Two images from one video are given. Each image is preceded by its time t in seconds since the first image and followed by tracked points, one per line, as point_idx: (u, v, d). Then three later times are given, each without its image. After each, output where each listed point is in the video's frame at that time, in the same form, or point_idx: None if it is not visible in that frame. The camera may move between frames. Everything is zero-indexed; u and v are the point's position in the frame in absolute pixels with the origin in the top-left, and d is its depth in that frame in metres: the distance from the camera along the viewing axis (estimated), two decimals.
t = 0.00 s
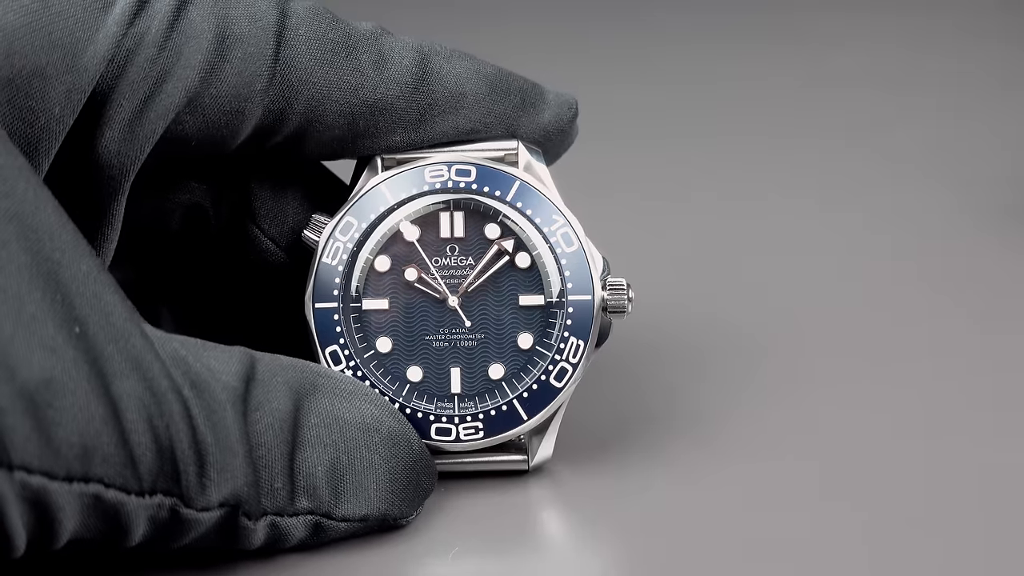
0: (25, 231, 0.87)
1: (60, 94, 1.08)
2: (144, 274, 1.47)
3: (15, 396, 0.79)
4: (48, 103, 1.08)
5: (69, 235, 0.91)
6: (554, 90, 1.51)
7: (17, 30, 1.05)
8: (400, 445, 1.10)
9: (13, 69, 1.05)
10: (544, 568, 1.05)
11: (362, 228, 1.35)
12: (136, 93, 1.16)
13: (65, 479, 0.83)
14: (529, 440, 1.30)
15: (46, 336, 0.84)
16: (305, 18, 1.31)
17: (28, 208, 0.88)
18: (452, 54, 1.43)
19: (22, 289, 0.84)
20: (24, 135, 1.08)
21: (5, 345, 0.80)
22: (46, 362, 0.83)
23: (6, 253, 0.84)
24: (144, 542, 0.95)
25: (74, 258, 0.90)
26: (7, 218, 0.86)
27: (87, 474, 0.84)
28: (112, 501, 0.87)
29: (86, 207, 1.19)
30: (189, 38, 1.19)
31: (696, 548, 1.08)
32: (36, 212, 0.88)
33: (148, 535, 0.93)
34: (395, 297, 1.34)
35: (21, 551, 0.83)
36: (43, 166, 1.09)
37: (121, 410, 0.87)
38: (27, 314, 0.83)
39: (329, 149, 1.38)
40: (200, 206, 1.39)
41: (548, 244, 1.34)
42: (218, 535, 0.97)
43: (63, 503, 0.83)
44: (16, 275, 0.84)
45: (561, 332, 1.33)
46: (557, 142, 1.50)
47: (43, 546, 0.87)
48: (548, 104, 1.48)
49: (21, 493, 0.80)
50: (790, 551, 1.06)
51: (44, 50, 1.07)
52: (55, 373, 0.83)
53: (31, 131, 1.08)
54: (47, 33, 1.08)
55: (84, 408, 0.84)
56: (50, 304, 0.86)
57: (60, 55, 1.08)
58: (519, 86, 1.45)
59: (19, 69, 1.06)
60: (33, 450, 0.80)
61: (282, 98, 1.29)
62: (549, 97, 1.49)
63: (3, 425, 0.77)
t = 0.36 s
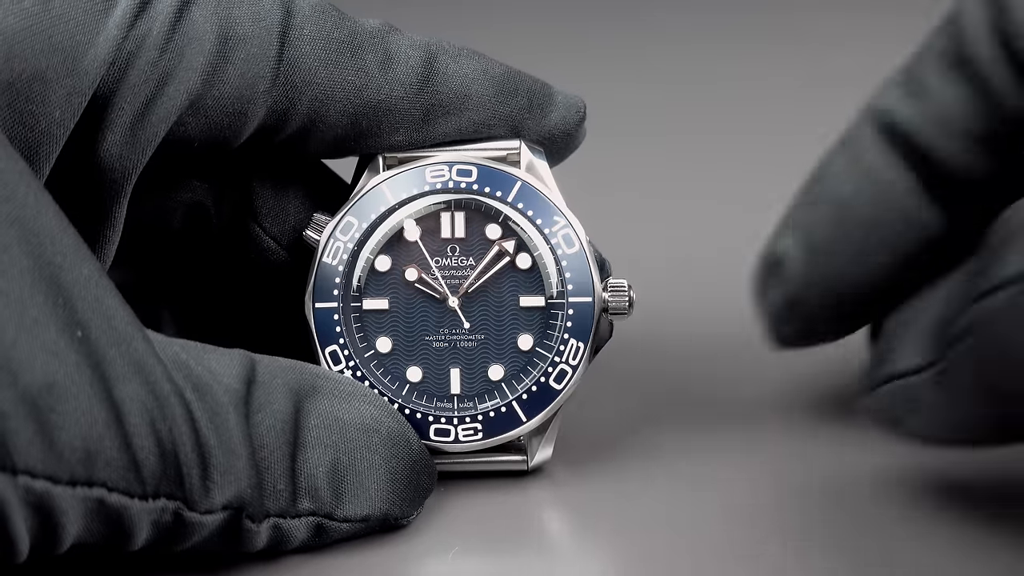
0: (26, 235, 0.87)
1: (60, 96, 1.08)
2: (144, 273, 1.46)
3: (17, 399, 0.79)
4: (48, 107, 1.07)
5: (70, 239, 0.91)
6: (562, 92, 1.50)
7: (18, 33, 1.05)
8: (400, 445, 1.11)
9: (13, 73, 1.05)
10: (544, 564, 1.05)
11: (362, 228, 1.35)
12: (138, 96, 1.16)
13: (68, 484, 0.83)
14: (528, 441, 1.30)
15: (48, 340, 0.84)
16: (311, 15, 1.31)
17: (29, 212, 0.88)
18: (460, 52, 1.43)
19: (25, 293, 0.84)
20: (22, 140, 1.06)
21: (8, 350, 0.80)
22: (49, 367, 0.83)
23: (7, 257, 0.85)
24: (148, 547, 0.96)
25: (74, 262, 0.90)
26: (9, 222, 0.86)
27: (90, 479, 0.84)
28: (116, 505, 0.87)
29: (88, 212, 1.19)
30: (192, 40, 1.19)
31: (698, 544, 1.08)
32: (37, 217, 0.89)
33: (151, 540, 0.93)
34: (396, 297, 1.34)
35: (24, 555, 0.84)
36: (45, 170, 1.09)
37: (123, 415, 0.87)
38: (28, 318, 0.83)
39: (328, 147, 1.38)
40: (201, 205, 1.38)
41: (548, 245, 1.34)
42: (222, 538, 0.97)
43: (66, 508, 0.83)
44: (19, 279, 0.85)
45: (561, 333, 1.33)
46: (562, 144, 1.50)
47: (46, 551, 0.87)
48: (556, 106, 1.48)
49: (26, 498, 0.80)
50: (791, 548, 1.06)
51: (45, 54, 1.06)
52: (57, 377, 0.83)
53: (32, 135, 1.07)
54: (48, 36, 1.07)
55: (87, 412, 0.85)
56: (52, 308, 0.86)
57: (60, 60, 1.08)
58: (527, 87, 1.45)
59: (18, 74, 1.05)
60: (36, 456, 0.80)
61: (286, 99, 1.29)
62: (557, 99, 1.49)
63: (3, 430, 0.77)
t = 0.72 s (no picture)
0: (23, 223, 0.87)
1: (57, 91, 1.08)
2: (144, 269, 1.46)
3: (16, 381, 0.79)
4: (46, 101, 1.08)
5: (65, 230, 0.91)
6: (563, 93, 1.49)
7: (16, 27, 1.06)
8: (393, 440, 1.11)
9: (11, 66, 1.05)
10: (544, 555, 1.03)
11: (359, 225, 1.35)
12: (136, 91, 1.16)
13: (67, 464, 0.82)
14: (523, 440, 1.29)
15: (46, 324, 0.84)
16: (309, 18, 1.31)
17: (27, 202, 0.88)
18: (459, 52, 1.43)
19: (23, 278, 0.84)
20: (21, 131, 1.07)
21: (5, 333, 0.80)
22: (47, 350, 0.82)
23: (5, 244, 0.84)
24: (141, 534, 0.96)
25: (70, 251, 0.91)
26: (7, 212, 0.86)
27: (88, 459, 0.84)
28: (112, 488, 0.86)
29: (87, 206, 1.20)
30: (189, 38, 1.20)
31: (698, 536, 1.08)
32: (33, 208, 0.89)
33: (144, 527, 0.93)
34: (391, 295, 1.35)
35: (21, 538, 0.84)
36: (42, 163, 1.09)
37: (119, 398, 0.87)
38: (27, 302, 0.83)
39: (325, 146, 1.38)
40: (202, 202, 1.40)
41: (544, 246, 1.35)
42: (213, 528, 0.97)
43: (65, 489, 0.83)
44: (17, 264, 0.84)
45: (555, 334, 1.33)
46: (563, 144, 1.49)
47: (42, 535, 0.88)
48: (556, 105, 1.47)
49: (24, 478, 0.79)
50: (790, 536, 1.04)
51: (42, 48, 1.07)
52: (56, 360, 0.83)
53: (31, 129, 1.08)
54: (45, 31, 1.07)
55: (84, 394, 0.84)
56: (49, 294, 0.86)
57: (58, 53, 1.08)
58: (527, 88, 1.44)
59: (17, 66, 1.05)
60: (35, 436, 0.79)
61: (284, 99, 1.29)
62: (558, 99, 1.47)
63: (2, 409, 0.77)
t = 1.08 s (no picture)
0: (24, 238, 0.87)
1: (60, 100, 1.09)
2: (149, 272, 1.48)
3: (19, 402, 0.80)
4: (48, 109, 1.08)
5: (65, 240, 0.92)
6: (596, 68, 1.43)
7: (16, 34, 1.05)
8: (394, 441, 1.12)
9: (11, 74, 1.05)
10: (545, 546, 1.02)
11: (358, 225, 1.36)
12: (141, 99, 1.17)
13: (69, 483, 0.83)
14: (523, 440, 1.29)
15: (49, 342, 0.84)
16: (325, 15, 1.28)
17: (27, 216, 0.88)
18: (489, 35, 1.35)
19: (25, 296, 0.85)
20: (22, 142, 1.07)
21: (7, 352, 0.80)
22: (50, 368, 0.83)
23: (8, 260, 0.85)
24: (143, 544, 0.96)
25: (72, 264, 0.91)
26: (7, 226, 0.86)
27: (91, 476, 0.85)
28: (115, 504, 0.87)
29: (89, 214, 1.21)
30: (200, 39, 1.19)
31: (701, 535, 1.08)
32: (35, 223, 0.89)
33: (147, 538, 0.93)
34: (390, 295, 1.35)
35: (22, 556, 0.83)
36: (43, 172, 1.09)
37: (121, 412, 0.88)
38: (29, 321, 0.84)
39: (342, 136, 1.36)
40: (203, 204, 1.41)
41: (544, 246, 1.35)
42: (218, 535, 0.97)
43: (67, 507, 0.83)
44: (19, 282, 0.85)
45: (554, 334, 1.33)
46: (594, 125, 1.45)
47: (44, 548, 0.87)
48: (587, 85, 1.41)
49: (27, 499, 0.80)
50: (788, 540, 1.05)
51: (44, 55, 1.07)
52: (58, 378, 0.83)
53: (32, 139, 1.08)
54: (47, 37, 1.08)
55: (87, 411, 0.85)
56: (51, 310, 0.86)
57: (60, 61, 1.08)
58: (557, 72, 1.37)
59: (18, 72, 1.05)
60: (38, 456, 0.80)
61: (301, 99, 1.28)
62: (589, 76, 1.41)
63: (3, 431, 0.78)
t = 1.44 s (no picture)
0: (34, 230, 0.87)
1: (65, 94, 1.07)
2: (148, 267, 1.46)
3: (29, 393, 0.80)
4: (53, 104, 1.06)
5: (70, 234, 0.91)
6: (585, 77, 1.45)
7: (22, 29, 1.02)
8: (390, 439, 1.11)
9: (18, 68, 1.02)
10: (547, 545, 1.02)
11: (355, 227, 1.35)
12: (143, 96, 1.17)
13: (73, 474, 0.84)
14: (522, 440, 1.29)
15: (58, 336, 0.84)
16: (324, 22, 1.28)
17: (36, 211, 0.88)
18: (482, 45, 1.37)
19: (35, 290, 0.84)
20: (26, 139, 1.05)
21: (17, 344, 0.81)
22: (56, 362, 0.83)
23: (15, 254, 0.84)
24: (136, 532, 0.97)
25: (78, 258, 0.91)
26: (17, 219, 0.86)
27: (91, 468, 0.85)
28: (113, 494, 0.88)
29: (92, 207, 1.19)
30: (201, 42, 1.19)
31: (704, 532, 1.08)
32: (44, 218, 0.88)
33: (139, 527, 0.94)
34: (387, 296, 1.35)
35: (26, 540, 0.84)
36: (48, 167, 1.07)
37: (122, 406, 0.88)
38: (37, 314, 0.84)
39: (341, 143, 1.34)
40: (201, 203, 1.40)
41: (541, 246, 1.35)
42: (207, 527, 0.98)
43: (70, 497, 0.84)
44: (28, 276, 0.84)
45: (551, 334, 1.33)
46: (587, 133, 1.46)
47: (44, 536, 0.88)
48: (579, 93, 1.43)
49: (35, 488, 0.81)
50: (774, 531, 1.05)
51: (51, 50, 1.05)
52: (64, 372, 0.83)
53: (36, 133, 1.06)
54: (55, 31, 1.06)
55: (92, 404, 0.85)
56: (60, 303, 0.86)
57: (65, 55, 1.06)
58: (550, 77, 1.39)
59: (27, 66, 1.03)
60: (45, 447, 0.81)
61: (299, 106, 1.26)
62: (579, 86, 1.44)
63: (13, 422, 0.79)
